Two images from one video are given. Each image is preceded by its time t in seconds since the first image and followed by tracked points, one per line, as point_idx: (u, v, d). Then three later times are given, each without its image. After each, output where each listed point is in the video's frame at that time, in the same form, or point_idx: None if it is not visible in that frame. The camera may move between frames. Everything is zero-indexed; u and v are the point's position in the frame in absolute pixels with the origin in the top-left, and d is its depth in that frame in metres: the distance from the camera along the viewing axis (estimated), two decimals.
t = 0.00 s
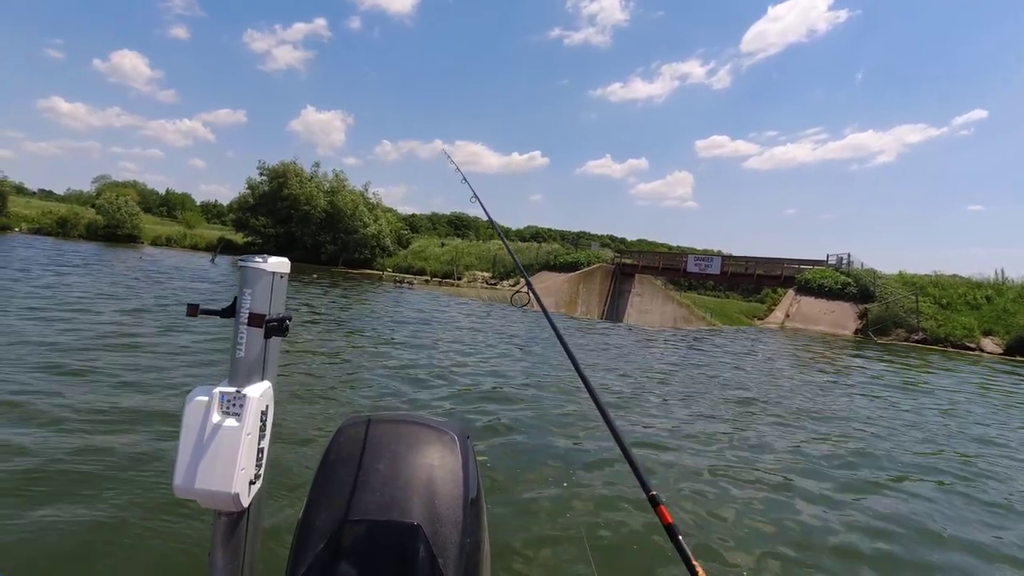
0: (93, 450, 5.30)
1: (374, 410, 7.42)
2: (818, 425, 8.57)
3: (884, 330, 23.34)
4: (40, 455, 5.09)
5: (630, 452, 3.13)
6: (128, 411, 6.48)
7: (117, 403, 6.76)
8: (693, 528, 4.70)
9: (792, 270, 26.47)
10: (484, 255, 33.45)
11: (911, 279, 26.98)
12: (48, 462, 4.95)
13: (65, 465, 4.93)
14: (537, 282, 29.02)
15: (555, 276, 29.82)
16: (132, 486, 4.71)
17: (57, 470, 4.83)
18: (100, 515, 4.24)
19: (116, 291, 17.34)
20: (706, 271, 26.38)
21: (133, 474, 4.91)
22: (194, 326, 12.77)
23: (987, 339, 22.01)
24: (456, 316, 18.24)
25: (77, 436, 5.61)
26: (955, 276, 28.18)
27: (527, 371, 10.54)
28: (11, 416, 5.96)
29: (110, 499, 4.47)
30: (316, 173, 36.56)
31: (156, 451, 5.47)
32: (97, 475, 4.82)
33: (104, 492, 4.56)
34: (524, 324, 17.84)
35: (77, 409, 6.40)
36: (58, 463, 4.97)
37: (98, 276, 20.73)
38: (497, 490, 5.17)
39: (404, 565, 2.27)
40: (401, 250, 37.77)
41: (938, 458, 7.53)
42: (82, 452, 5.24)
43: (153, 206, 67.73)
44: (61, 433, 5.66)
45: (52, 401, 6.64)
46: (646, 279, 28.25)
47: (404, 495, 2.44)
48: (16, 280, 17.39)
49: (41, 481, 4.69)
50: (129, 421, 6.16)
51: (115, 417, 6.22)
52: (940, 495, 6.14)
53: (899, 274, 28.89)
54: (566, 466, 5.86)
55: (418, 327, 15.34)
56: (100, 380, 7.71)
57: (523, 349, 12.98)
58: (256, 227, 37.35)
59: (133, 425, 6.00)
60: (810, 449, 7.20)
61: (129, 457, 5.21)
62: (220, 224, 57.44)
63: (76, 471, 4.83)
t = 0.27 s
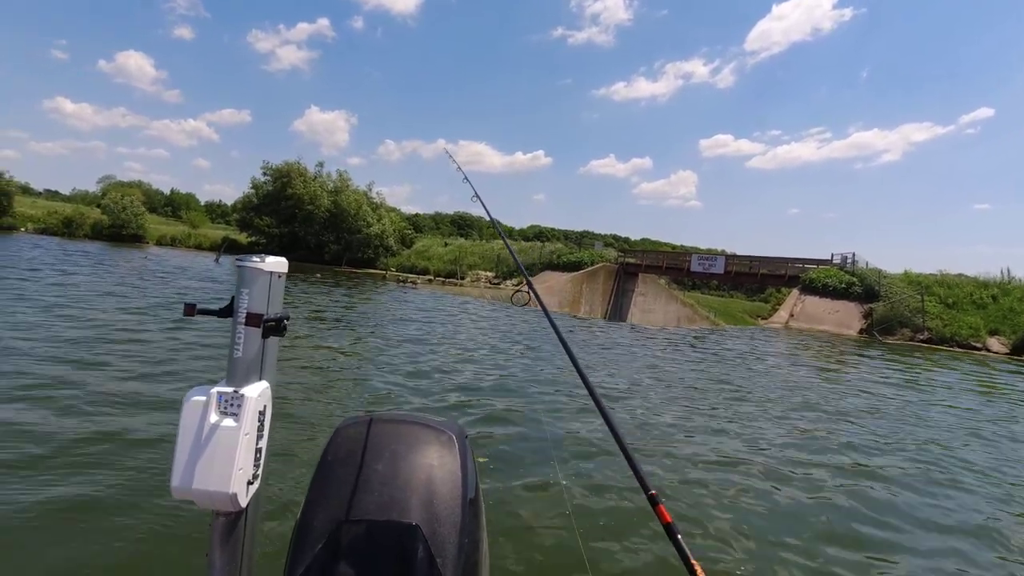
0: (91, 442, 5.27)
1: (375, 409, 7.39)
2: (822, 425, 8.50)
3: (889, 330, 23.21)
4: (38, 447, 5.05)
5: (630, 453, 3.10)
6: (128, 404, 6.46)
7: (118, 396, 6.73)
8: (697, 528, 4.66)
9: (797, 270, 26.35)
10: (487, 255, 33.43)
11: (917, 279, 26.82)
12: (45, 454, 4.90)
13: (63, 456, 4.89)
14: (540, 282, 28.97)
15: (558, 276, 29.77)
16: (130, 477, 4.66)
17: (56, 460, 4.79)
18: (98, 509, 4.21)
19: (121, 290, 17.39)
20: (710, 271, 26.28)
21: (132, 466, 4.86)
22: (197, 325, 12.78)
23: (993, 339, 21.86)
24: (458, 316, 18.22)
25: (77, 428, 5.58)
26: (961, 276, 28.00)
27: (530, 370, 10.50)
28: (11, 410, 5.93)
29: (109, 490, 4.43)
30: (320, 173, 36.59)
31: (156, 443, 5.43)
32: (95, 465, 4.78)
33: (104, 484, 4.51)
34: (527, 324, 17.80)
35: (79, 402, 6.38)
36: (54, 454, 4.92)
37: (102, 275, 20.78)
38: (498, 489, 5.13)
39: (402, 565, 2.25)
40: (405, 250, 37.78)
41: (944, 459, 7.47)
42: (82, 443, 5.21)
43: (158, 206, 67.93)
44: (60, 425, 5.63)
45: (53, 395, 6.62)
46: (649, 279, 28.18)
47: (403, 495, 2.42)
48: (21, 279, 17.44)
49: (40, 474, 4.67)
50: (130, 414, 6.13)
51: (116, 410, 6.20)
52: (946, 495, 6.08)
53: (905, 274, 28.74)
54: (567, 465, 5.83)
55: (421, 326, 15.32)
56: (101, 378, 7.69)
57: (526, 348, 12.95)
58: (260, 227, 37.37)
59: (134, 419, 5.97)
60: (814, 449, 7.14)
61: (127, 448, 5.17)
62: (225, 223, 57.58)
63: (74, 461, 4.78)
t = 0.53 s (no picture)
0: (94, 454, 5.29)
1: (376, 409, 7.37)
2: (826, 426, 8.46)
3: (894, 330, 23.10)
4: (41, 459, 5.07)
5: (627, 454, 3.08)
6: (130, 412, 6.48)
7: (119, 403, 6.75)
8: (699, 536, 4.65)
9: (801, 269, 26.24)
10: (491, 255, 33.42)
11: (922, 278, 26.68)
12: (47, 467, 4.92)
13: (64, 470, 4.91)
14: (544, 282, 28.94)
15: (562, 275, 29.73)
16: (131, 491, 4.68)
17: (56, 475, 4.81)
18: (98, 519, 4.22)
19: (125, 290, 17.42)
20: (714, 271, 26.20)
21: (133, 480, 4.88)
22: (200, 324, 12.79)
23: (1000, 339, 21.73)
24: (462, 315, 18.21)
25: (79, 439, 5.59)
26: (967, 275, 27.83)
27: (532, 370, 10.47)
28: (13, 418, 5.96)
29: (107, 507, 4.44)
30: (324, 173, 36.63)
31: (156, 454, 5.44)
32: (95, 480, 4.80)
33: (102, 498, 4.53)
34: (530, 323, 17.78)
35: (80, 411, 6.40)
36: (56, 468, 4.95)
37: (107, 275, 20.84)
38: (499, 492, 5.11)
39: (402, 566, 2.23)
40: (408, 250, 37.79)
41: (948, 461, 7.42)
42: (83, 456, 5.23)
43: (163, 206, 68.14)
44: (63, 436, 5.65)
45: (55, 401, 6.64)
46: (653, 278, 28.12)
47: (402, 495, 2.40)
48: (26, 279, 17.50)
49: (39, 487, 4.67)
50: (131, 424, 6.15)
51: (117, 420, 6.21)
52: (950, 499, 6.04)
53: (910, 273, 28.58)
54: (569, 466, 5.80)
55: (425, 326, 15.29)
56: (103, 379, 7.70)
57: (529, 348, 12.93)
58: (264, 227, 37.39)
59: (135, 429, 5.99)
60: (817, 451, 7.11)
61: (127, 462, 5.18)
62: (229, 223, 57.77)
63: (74, 477, 4.81)
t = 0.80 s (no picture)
0: (96, 442, 5.26)
1: (378, 408, 7.35)
2: (831, 426, 8.40)
3: (899, 331, 22.98)
4: (43, 448, 5.05)
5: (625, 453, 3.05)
6: (131, 405, 6.46)
7: (122, 397, 6.73)
8: (701, 533, 4.61)
9: (806, 270, 26.14)
10: (494, 255, 33.42)
11: (928, 279, 26.56)
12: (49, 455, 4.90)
13: (66, 459, 4.88)
14: (547, 282, 28.90)
15: (566, 276, 29.71)
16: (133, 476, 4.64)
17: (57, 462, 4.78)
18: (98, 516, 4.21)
19: (130, 290, 17.47)
20: (718, 271, 26.14)
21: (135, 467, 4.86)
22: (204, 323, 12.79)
23: (1006, 339, 21.60)
24: (465, 316, 18.19)
25: (81, 430, 5.57)
26: (974, 276, 27.67)
27: (535, 371, 10.44)
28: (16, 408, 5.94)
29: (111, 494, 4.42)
30: (328, 174, 36.69)
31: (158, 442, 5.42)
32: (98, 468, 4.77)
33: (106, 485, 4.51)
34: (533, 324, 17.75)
35: (83, 401, 6.38)
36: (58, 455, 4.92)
37: (112, 275, 20.91)
38: (501, 490, 5.08)
39: (401, 567, 2.21)
40: (412, 251, 37.82)
41: (955, 462, 7.35)
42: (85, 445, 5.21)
43: (168, 207, 68.39)
44: (66, 426, 5.63)
45: (58, 394, 6.63)
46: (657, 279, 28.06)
47: (401, 496, 2.38)
48: (31, 279, 17.56)
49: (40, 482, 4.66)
50: (134, 414, 6.12)
51: (120, 411, 6.20)
52: (956, 499, 5.98)
53: (916, 274, 28.44)
54: (571, 466, 5.77)
55: (428, 326, 15.28)
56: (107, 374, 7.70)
57: (532, 349, 12.89)
58: (268, 227, 37.40)
59: (136, 420, 5.96)
60: (821, 452, 7.06)
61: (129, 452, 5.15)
62: (233, 224, 57.92)
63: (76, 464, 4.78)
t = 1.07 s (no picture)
0: (92, 457, 5.22)
1: (380, 410, 7.31)
2: (836, 428, 8.32)
3: (905, 332, 22.85)
4: (38, 464, 5.01)
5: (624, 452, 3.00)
6: (130, 416, 6.42)
7: (120, 407, 6.70)
8: (705, 533, 4.55)
9: (810, 271, 26.03)
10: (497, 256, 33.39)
11: (933, 280, 26.42)
12: (44, 471, 4.86)
13: (61, 475, 4.84)
14: (550, 283, 28.86)
15: (569, 277, 29.67)
16: (126, 496, 4.59)
17: (51, 479, 4.74)
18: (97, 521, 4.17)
19: (134, 292, 17.49)
20: (722, 272, 26.08)
21: (130, 482, 4.81)
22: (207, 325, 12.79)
23: (1012, 341, 21.47)
24: (468, 317, 18.15)
25: (77, 442, 5.53)
26: (980, 277, 27.51)
27: (537, 372, 10.40)
28: (13, 421, 5.91)
29: (107, 510, 4.38)
30: (331, 175, 36.74)
31: (155, 457, 5.38)
32: (92, 484, 4.73)
33: (99, 503, 4.46)
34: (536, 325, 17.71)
35: (80, 414, 6.35)
36: (52, 472, 4.87)
37: (116, 277, 20.96)
38: (503, 493, 5.03)
39: (401, 569, 2.16)
40: (415, 251, 37.83)
41: (962, 463, 7.27)
42: (79, 460, 5.16)
43: (172, 208, 68.58)
44: (63, 438, 5.60)
45: (56, 405, 6.60)
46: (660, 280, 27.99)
47: (401, 496, 2.34)
48: (35, 281, 17.60)
49: (41, 484, 4.63)
50: (131, 427, 6.09)
51: (117, 423, 6.16)
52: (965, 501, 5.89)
53: (921, 274, 28.29)
54: (573, 468, 5.72)
55: (431, 327, 15.25)
56: (106, 382, 7.67)
57: (535, 350, 12.85)
58: (272, 229, 37.34)
59: (133, 431, 5.92)
60: (826, 453, 6.98)
61: (125, 466, 5.11)
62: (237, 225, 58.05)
63: (69, 481, 4.74)
